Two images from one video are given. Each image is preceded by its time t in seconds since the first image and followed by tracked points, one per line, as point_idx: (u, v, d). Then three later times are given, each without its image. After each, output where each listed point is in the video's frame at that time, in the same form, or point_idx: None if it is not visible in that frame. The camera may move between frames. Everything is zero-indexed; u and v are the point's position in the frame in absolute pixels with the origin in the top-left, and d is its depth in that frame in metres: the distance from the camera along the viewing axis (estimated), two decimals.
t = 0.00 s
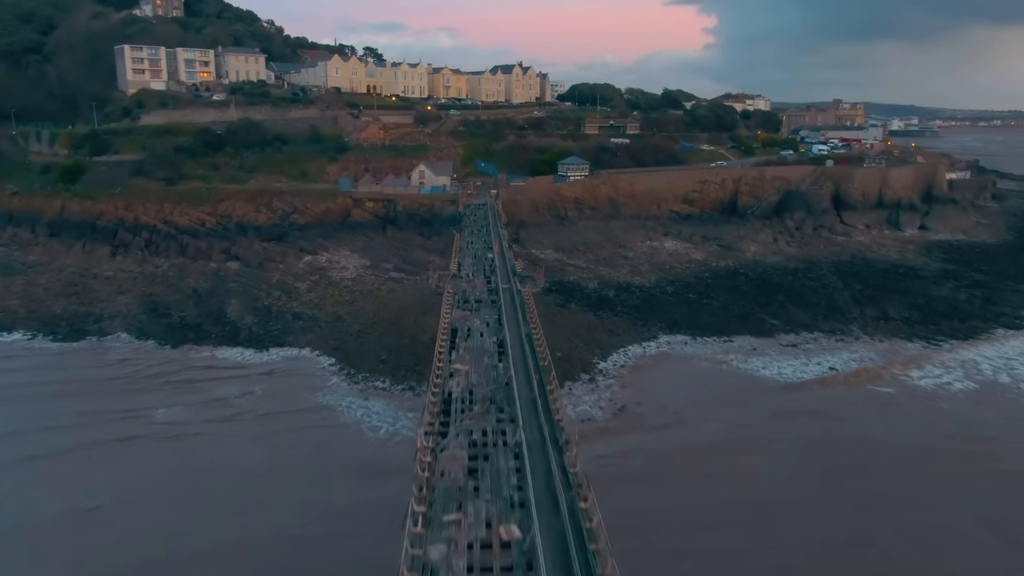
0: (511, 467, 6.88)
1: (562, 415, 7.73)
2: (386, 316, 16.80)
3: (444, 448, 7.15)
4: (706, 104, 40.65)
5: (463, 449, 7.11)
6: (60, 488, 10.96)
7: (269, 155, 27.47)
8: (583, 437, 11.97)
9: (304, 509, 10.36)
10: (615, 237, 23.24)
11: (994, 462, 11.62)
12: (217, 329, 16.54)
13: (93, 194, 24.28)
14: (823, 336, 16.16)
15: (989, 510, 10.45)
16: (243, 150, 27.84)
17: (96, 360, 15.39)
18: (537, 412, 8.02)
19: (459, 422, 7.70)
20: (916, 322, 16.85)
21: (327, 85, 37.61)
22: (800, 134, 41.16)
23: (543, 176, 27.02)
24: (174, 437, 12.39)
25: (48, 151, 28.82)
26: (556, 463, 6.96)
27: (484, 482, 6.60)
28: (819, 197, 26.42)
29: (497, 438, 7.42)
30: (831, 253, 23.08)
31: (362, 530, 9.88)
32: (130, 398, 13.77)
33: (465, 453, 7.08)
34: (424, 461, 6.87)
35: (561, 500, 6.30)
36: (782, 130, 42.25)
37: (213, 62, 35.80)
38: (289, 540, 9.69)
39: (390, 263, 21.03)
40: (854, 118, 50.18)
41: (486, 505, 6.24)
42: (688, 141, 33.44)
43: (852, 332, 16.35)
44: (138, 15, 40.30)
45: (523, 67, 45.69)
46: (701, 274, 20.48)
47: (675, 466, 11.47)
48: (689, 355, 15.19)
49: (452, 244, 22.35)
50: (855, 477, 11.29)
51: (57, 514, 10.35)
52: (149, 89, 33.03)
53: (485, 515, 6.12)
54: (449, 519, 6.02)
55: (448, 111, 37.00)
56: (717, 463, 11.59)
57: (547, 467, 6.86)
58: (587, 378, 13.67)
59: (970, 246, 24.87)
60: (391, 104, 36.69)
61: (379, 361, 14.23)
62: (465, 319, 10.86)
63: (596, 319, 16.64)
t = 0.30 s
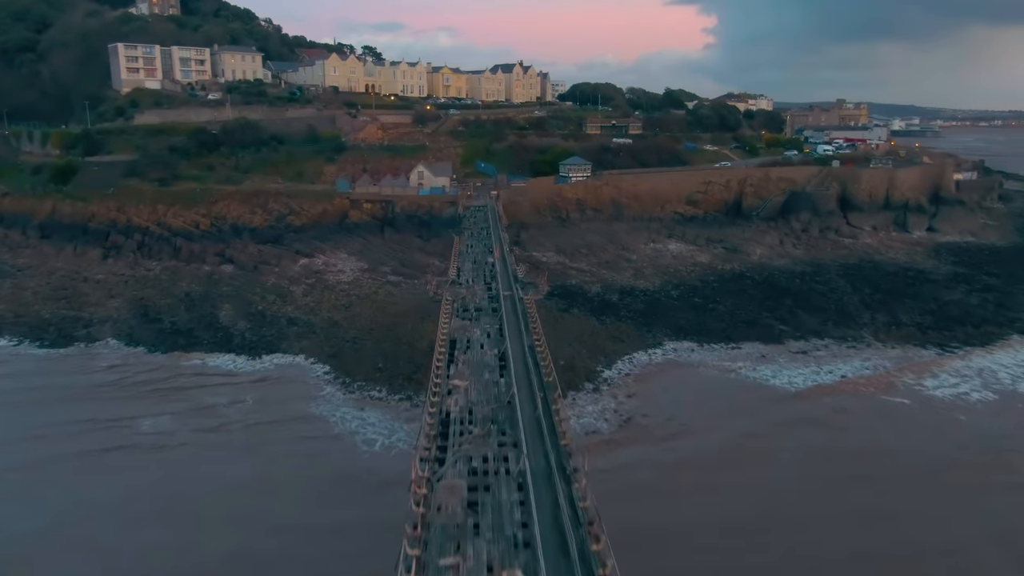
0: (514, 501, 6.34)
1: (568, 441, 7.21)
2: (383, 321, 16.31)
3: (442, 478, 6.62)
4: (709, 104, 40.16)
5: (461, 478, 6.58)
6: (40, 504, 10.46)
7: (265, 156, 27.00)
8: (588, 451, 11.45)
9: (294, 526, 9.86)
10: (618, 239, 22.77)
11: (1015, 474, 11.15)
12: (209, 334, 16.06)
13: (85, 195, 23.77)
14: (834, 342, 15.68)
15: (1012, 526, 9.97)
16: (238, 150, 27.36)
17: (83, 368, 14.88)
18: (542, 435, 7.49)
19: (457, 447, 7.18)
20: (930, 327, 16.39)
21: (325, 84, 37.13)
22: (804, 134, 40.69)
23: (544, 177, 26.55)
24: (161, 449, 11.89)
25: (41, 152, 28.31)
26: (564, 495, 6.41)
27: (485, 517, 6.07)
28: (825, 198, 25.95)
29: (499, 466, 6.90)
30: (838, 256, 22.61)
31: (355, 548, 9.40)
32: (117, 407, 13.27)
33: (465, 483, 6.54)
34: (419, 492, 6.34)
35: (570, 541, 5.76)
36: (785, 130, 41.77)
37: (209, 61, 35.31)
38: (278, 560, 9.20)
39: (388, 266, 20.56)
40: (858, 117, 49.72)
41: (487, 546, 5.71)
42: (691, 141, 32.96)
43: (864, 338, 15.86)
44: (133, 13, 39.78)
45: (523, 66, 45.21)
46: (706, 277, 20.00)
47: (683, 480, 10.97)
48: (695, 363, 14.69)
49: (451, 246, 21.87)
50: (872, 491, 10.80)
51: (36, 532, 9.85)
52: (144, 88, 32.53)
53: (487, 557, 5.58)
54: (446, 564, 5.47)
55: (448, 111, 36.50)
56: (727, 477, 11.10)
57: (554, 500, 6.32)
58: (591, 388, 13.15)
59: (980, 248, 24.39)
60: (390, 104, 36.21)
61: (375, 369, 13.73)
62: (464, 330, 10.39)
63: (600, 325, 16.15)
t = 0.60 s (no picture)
0: (520, 540, 5.79)
1: (578, 469, 6.68)
2: (381, 327, 15.82)
3: (440, 514, 6.09)
4: (712, 104, 39.70)
5: (461, 513, 6.05)
6: (17, 520, 9.95)
7: (261, 156, 26.53)
8: (593, 467, 10.93)
9: (284, 546, 9.37)
10: (621, 241, 22.30)
11: None
12: (201, 341, 15.58)
13: (76, 196, 23.24)
14: (845, 349, 15.21)
15: None
16: (234, 151, 26.88)
17: (69, 376, 14.38)
18: (549, 463, 6.96)
19: (457, 477, 6.66)
20: (944, 333, 15.93)
21: (323, 84, 36.66)
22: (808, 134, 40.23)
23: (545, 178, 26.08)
24: (147, 462, 11.40)
25: (32, 153, 27.81)
26: (574, 535, 5.85)
27: (487, 559, 5.52)
28: (831, 199, 25.50)
29: (502, 499, 6.37)
30: (846, 258, 22.15)
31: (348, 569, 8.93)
32: (103, 417, 12.78)
33: (465, 519, 6.01)
34: (414, 531, 5.80)
35: None
36: (789, 130, 41.30)
37: (205, 59, 34.82)
38: None
39: (386, 269, 20.09)
40: (861, 117, 49.23)
41: None
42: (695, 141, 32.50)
43: (876, 345, 15.40)
44: (129, 12, 39.24)
45: (524, 65, 44.73)
46: (713, 281, 19.52)
47: (693, 496, 10.49)
48: (703, 371, 14.21)
49: (451, 249, 21.39)
50: (889, 506, 10.33)
51: (12, 551, 9.36)
52: (138, 87, 32.03)
53: None
54: None
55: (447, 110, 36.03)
56: (739, 493, 10.61)
57: (564, 540, 5.77)
58: (595, 399, 12.66)
59: (990, 250, 23.93)
60: (389, 103, 35.74)
61: (372, 378, 13.25)
62: (464, 343, 9.94)
63: (604, 330, 15.68)
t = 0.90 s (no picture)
0: None
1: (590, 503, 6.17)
2: (378, 333, 15.35)
3: (437, 555, 5.57)
4: (715, 103, 39.23)
5: (460, 555, 5.53)
6: None
7: (257, 156, 26.06)
8: (598, 482, 10.45)
9: (272, 566, 8.89)
10: (624, 243, 21.83)
11: None
12: (192, 347, 15.11)
13: (68, 197, 22.76)
14: (858, 356, 14.73)
15: None
16: (230, 151, 26.41)
17: (55, 383, 13.90)
18: (556, 494, 6.44)
19: (457, 512, 6.15)
20: (958, 339, 15.48)
21: (321, 83, 36.21)
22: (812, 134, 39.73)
23: (547, 179, 25.61)
24: (133, 474, 10.94)
25: (24, 153, 27.34)
26: None
27: None
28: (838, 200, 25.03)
29: (506, 538, 5.84)
30: (855, 260, 21.68)
31: None
32: (89, 426, 12.31)
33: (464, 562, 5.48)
34: None
35: None
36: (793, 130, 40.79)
37: (201, 58, 34.35)
38: None
39: (384, 272, 19.62)
40: (866, 117, 48.72)
41: None
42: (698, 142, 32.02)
43: (889, 352, 14.92)
44: (124, 10, 38.76)
45: (524, 64, 44.25)
46: (719, 285, 19.05)
47: (703, 512, 10.02)
48: (711, 380, 13.73)
49: (451, 251, 20.93)
50: (908, 523, 9.85)
51: None
52: (133, 86, 31.57)
53: None
54: None
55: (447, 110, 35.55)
56: (751, 508, 10.14)
57: None
58: (600, 409, 12.18)
59: (1001, 252, 23.47)
60: (388, 103, 35.25)
61: (368, 388, 12.76)
62: (464, 357, 9.54)
63: (609, 336, 15.21)
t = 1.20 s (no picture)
0: None
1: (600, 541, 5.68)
2: (374, 339, 14.89)
3: None
4: (718, 103, 38.76)
5: None
6: None
7: (252, 156, 25.62)
8: (603, 498, 9.96)
9: None
10: (627, 245, 21.39)
11: None
12: (182, 353, 14.64)
13: (59, 198, 22.27)
14: (870, 364, 14.28)
15: None
16: (225, 151, 25.97)
17: (40, 391, 13.42)
18: (562, 530, 5.95)
19: (455, 552, 5.69)
20: (971, 345, 15.05)
21: (318, 82, 35.80)
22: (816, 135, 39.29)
23: (548, 180, 25.17)
24: (115, 488, 10.48)
25: (16, 153, 26.88)
26: None
27: None
28: (845, 202, 24.61)
29: None
30: (862, 263, 21.25)
31: None
32: (72, 437, 11.85)
33: None
34: None
35: None
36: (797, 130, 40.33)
37: (197, 57, 33.91)
38: None
39: (382, 275, 19.18)
40: (869, 118, 48.27)
41: None
42: (701, 142, 31.59)
43: (902, 359, 14.47)
44: (120, 9, 38.28)
45: (525, 64, 43.79)
46: (724, 288, 18.60)
47: (713, 529, 9.55)
48: (719, 389, 13.25)
49: (450, 254, 20.48)
50: (926, 539, 9.44)
51: None
52: (127, 85, 31.15)
53: None
54: None
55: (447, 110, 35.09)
56: (763, 525, 9.67)
57: None
58: (604, 420, 11.73)
59: (1011, 255, 23.02)
60: (387, 102, 34.81)
61: (363, 398, 12.28)
62: (463, 373, 9.13)
63: (613, 343, 14.75)
